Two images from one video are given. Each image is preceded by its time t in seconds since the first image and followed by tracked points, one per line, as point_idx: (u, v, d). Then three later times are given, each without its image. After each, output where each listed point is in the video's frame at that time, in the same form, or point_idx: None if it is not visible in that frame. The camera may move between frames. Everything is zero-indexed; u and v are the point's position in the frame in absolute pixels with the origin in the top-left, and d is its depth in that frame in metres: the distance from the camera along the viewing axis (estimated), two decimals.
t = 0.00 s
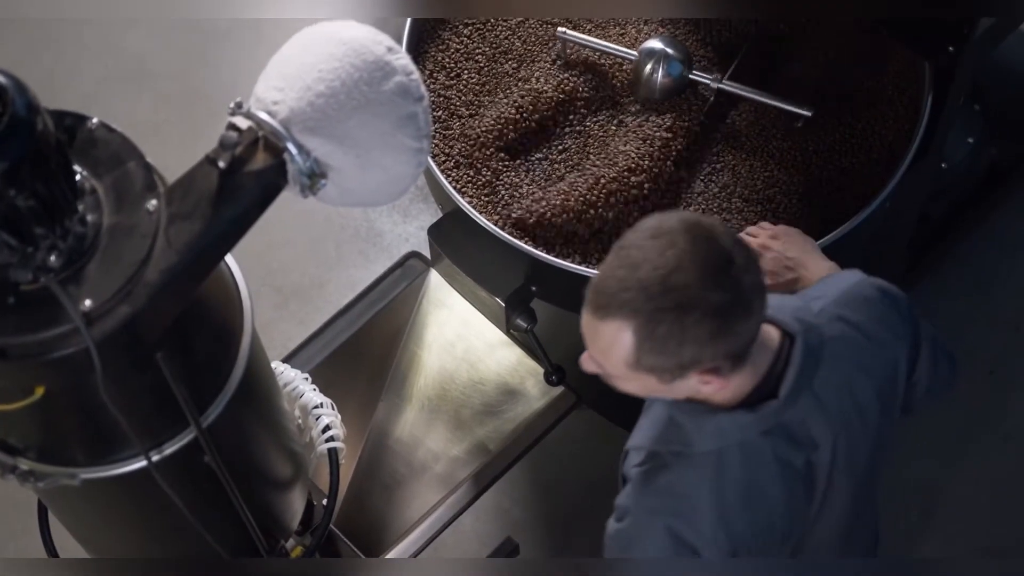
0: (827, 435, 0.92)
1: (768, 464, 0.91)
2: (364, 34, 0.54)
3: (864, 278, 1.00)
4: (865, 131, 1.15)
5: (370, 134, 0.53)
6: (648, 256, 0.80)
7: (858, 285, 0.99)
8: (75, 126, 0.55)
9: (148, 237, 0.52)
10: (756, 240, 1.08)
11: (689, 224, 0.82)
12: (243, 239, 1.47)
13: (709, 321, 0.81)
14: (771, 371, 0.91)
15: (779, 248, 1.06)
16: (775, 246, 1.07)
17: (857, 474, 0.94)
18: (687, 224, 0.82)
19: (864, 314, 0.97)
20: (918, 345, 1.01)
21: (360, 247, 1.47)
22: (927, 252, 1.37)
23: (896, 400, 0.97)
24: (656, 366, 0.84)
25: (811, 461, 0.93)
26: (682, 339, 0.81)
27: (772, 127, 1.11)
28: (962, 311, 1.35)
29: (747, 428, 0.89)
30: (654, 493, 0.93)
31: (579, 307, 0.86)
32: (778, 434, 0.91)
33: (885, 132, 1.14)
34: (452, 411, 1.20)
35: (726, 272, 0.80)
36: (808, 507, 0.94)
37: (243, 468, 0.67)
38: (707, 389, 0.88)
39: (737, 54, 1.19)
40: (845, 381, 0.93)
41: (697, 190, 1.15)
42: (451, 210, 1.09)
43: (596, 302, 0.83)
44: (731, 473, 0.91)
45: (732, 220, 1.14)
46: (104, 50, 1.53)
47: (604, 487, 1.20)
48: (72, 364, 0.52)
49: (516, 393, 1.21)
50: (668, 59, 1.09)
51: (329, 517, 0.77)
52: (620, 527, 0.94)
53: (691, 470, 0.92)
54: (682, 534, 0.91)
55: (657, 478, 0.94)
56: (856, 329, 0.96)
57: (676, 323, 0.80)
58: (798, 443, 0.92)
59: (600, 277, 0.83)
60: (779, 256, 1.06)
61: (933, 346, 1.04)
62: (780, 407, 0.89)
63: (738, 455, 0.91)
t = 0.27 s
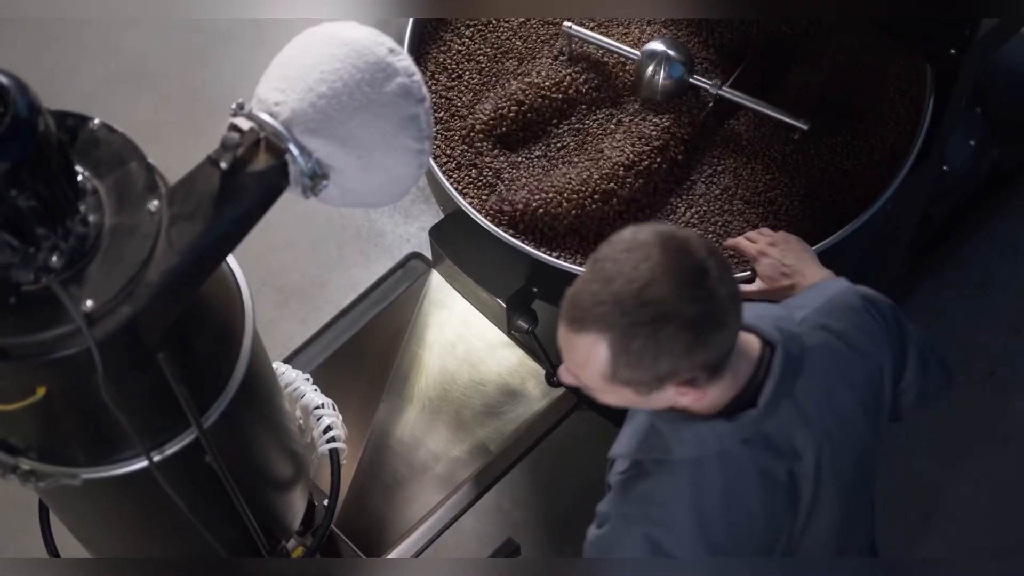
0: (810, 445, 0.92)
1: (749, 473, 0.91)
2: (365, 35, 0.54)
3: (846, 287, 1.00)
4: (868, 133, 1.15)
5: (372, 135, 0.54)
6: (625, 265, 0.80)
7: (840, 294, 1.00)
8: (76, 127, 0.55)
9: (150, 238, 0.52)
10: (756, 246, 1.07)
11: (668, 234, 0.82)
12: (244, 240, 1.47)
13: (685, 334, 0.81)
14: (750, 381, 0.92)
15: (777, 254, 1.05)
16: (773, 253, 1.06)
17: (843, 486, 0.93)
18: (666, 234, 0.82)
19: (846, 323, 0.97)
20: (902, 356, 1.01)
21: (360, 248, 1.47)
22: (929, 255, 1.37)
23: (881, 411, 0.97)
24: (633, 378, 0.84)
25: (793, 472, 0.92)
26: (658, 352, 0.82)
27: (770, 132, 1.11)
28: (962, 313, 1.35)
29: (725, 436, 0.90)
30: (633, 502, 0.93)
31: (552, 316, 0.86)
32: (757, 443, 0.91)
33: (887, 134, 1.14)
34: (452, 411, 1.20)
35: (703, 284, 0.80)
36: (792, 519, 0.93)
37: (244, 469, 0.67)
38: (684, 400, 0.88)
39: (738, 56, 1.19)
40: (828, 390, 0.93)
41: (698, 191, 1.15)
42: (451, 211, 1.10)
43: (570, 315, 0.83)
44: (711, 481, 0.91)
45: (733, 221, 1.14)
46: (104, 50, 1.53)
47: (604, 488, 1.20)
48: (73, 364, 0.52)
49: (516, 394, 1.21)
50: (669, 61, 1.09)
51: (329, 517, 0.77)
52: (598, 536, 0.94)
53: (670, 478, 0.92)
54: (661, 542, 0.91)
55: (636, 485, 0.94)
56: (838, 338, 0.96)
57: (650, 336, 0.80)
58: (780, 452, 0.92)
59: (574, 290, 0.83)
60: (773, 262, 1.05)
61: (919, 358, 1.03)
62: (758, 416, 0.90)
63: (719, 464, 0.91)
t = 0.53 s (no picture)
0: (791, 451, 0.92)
1: (727, 478, 0.92)
2: (372, 33, 0.54)
3: (828, 292, 1.01)
4: (876, 132, 1.15)
5: (378, 133, 0.54)
6: (601, 277, 0.80)
7: (822, 299, 1.00)
8: (84, 124, 0.55)
9: (156, 235, 0.52)
10: (756, 247, 1.08)
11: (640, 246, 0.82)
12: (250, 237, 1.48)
13: (655, 346, 0.81)
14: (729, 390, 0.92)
15: (776, 257, 1.06)
16: (773, 255, 1.06)
17: (830, 491, 0.93)
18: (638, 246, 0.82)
19: (827, 328, 0.98)
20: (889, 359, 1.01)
21: (367, 245, 1.48)
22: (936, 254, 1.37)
23: (868, 415, 0.97)
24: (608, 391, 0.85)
25: (775, 478, 0.93)
26: (632, 364, 0.82)
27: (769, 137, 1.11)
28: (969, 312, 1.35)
29: (702, 441, 0.91)
30: (611, 506, 0.94)
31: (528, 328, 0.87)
32: (737, 449, 0.92)
33: (896, 132, 1.14)
34: (458, 408, 1.20)
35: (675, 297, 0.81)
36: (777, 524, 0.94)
37: (250, 465, 0.67)
38: (662, 410, 0.89)
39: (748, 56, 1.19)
40: (810, 395, 0.94)
41: (704, 189, 1.15)
42: (457, 209, 1.11)
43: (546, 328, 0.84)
44: (687, 486, 0.92)
45: (739, 219, 1.14)
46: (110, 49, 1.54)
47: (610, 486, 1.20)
48: (80, 362, 0.52)
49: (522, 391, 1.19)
50: (677, 59, 1.12)
51: (336, 514, 0.78)
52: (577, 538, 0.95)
53: (648, 483, 0.93)
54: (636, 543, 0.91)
55: (615, 491, 0.95)
56: (818, 343, 0.96)
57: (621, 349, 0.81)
58: (761, 458, 0.92)
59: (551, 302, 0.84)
60: (771, 263, 1.05)
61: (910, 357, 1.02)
62: (735, 424, 0.91)
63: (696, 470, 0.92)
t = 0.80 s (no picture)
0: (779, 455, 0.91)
1: (715, 483, 0.90)
2: (380, 31, 0.54)
3: (817, 294, 0.99)
4: (884, 132, 1.15)
5: (386, 129, 0.54)
6: (583, 284, 0.80)
7: (810, 302, 0.99)
8: (92, 120, 0.56)
9: (164, 231, 0.52)
10: (759, 245, 1.08)
11: (620, 254, 0.82)
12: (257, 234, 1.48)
13: (638, 353, 0.80)
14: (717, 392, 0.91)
15: (778, 257, 1.06)
16: (774, 255, 1.06)
17: (817, 495, 0.92)
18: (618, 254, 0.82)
19: (816, 331, 0.96)
20: (879, 361, 1.00)
21: (374, 243, 1.48)
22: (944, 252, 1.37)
23: (857, 418, 0.96)
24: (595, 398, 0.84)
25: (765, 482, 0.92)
26: (616, 371, 0.81)
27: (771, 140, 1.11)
28: (977, 311, 1.35)
29: (689, 445, 0.90)
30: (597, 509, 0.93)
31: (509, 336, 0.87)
32: (725, 453, 0.91)
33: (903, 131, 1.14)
34: (465, 406, 1.20)
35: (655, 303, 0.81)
36: (769, 529, 0.92)
37: (256, 462, 0.67)
38: (649, 415, 0.88)
39: (756, 56, 1.20)
40: (798, 399, 0.92)
41: (711, 187, 1.15)
42: (464, 206, 1.11)
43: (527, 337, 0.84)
44: (674, 490, 0.91)
45: (747, 217, 1.14)
46: (117, 47, 1.54)
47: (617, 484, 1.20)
48: (88, 358, 0.52)
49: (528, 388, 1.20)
50: (684, 56, 1.12)
51: (342, 511, 0.77)
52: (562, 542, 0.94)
53: (635, 487, 0.92)
54: (622, 547, 0.90)
55: (602, 494, 0.94)
56: (807, 346, 0.95)
57: (603, 357, 0.80)
58: (749, 462, 0.91)
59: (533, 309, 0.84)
60: (772, 264, 1.05)
61: (903, 363, 1.01)
62: (721, 427, 0.90)
63: (684, 474, 0.91)
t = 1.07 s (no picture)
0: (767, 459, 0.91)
1: (702, 487, 0.91)
2: (388, 27, 0.54)
3: (808, 296, 0.99)
4: (891, 131, 1.14)
5: (394, 126, 0.54)
6: (565, 293, 0.82)
7: (800, 305, 0.98)
8: (100, 116, 0.55)
9: (173, 228, 0.52)
10: (762, 245, 1.08)
11: (603, 263, 0.83)
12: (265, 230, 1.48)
13: (620, 359, 0.81)
14: (706, 396, 0.92)
15: (781, 258, 1.05)
16: (776, 255, 1.05)
17: (805, 497, 0.92)
18: (601, 264, 0.83)
19: (806, 334, 0.96)
20: (872, 363, 0.99)
21: (381, 239, 1.48)
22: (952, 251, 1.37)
23: (849, 421, 0.95)
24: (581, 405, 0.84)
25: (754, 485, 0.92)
26: (599, 378, 0.82)
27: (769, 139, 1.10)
28: (985, 309, 1.35)
29: (675, 449, 0.90)
30: (586, 510, 0.94)
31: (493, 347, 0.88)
32: (711, 457, 0.91)
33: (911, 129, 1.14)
34: (472, 403, 1.20)
35: (637, 310, 0.81)
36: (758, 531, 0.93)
37: (264, 459, 0.68)
38: (636, 421, 0.88)
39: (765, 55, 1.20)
40: (788, 403, 0.92)
41: (719, 185, 1.15)
42: (472, 203, 1.11)
43: (512, 347, 0.85)
44: (662, 493, 0.91)
45: (755, 215, 1.13)
46: (124, 42, 1.54)
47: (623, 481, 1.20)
48: (97, 354, 0.52)
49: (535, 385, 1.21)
50: (692, 55, 1.11)
51: (349, 507, 0.78)
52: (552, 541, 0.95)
53: (623, 488, 0.93)
54: (609, 548, 0.91)
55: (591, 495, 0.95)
56: (797, 350, 0.94)
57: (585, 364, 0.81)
58: (737, 466, 0.91)
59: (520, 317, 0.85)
60: (773, 265, 1.05)
61: (899, 359, 1.00)
62: (706, 431, 0.90)
63: (672, 477, 0.91)
